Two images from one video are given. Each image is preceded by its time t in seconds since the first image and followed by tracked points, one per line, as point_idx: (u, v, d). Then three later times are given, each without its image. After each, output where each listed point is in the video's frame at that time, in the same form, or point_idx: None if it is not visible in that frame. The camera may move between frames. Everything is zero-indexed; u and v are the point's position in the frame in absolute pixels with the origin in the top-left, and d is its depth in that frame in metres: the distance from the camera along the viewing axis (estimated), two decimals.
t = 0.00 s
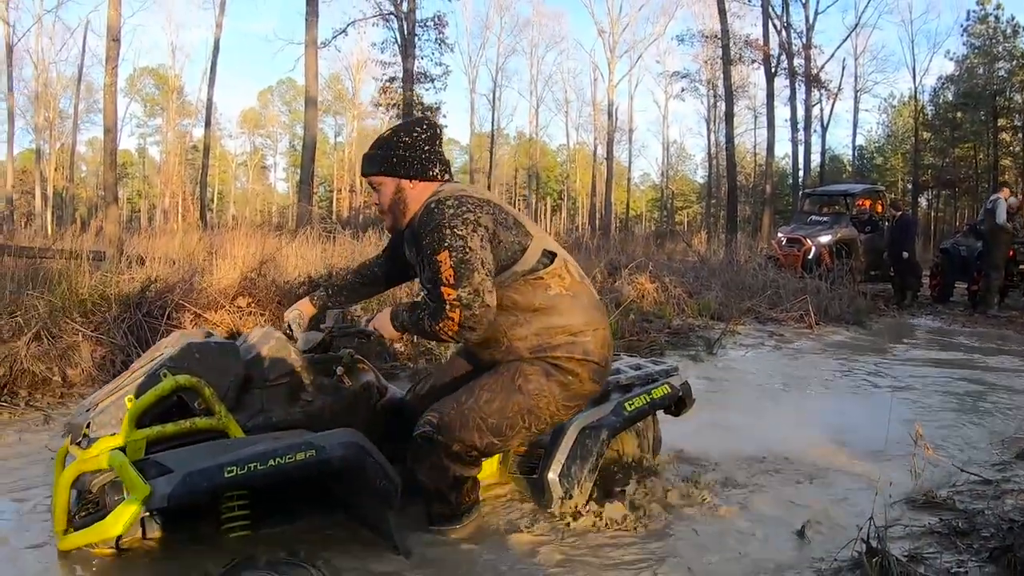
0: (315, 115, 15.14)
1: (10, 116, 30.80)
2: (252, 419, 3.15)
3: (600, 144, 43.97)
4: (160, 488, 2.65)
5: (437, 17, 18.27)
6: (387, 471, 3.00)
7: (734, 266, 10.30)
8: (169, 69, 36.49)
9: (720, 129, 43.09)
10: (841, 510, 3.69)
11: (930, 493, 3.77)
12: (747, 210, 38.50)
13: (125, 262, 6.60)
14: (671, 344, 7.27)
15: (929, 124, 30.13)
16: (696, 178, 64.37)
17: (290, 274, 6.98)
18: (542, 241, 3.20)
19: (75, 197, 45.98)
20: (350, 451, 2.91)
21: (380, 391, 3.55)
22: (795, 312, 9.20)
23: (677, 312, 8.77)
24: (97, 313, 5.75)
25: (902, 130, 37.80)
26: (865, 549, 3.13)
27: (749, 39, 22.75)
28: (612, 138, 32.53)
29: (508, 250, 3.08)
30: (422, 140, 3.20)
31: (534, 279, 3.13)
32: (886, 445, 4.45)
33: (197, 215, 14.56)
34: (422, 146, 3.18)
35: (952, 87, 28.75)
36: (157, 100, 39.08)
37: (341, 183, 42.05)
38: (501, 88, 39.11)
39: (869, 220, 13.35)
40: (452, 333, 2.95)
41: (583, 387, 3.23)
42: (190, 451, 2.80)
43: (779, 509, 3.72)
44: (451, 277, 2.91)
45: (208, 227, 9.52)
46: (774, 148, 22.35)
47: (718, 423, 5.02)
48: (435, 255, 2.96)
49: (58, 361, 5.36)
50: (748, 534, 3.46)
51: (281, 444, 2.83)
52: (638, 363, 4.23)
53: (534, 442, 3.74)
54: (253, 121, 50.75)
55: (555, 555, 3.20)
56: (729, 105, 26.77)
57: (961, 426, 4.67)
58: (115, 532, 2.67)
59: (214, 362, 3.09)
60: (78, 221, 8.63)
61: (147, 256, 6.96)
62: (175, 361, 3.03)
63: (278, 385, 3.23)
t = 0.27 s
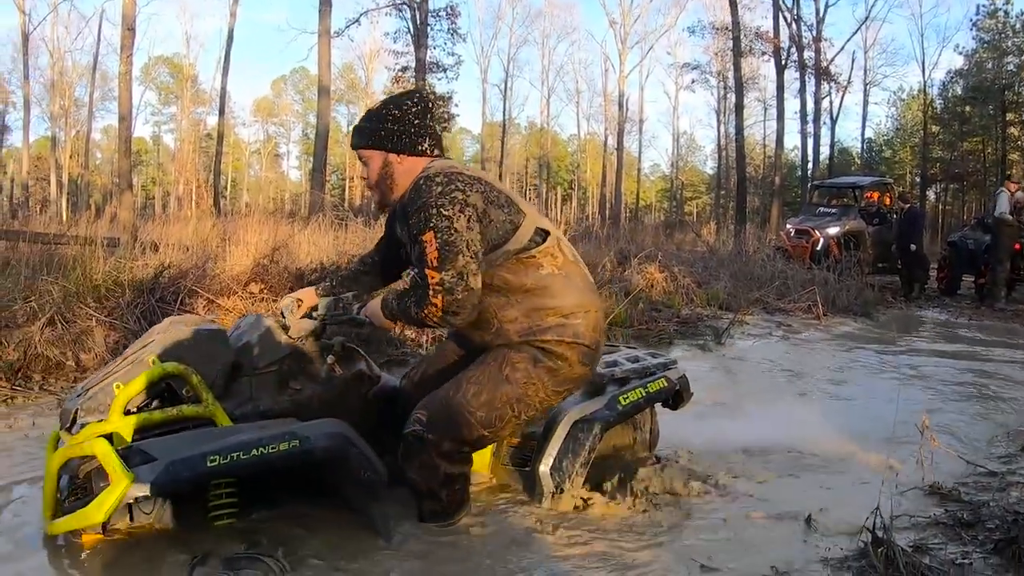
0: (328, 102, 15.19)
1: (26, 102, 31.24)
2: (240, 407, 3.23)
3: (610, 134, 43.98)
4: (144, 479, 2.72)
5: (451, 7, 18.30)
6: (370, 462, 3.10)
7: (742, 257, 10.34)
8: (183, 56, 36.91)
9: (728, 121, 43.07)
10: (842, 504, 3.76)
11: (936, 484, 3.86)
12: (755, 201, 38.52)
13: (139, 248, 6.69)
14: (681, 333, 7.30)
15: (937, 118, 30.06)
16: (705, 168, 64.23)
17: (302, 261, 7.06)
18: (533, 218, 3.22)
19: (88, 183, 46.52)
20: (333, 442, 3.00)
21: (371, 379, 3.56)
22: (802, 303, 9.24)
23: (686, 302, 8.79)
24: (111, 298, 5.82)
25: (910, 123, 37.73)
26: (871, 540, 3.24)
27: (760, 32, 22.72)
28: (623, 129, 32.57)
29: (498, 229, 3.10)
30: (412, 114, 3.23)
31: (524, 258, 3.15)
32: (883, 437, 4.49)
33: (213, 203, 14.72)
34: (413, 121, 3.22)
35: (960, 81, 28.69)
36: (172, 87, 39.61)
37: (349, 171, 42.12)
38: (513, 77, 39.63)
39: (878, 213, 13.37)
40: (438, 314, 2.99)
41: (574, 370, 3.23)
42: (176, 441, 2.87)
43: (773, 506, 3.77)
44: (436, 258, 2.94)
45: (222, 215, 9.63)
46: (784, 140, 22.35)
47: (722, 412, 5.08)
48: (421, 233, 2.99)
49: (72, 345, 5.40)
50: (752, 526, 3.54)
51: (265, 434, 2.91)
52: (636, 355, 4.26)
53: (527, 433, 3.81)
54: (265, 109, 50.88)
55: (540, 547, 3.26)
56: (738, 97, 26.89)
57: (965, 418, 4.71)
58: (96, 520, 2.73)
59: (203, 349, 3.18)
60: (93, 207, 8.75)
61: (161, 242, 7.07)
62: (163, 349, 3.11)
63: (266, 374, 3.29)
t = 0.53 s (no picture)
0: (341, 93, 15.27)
1: (42, 92, 31.70)
2: (228, 400, 3.42)
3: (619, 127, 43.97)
4: (125, 472, 2.95)
5: None
6: (356, 456, 3.24)
7: (749, 250, 10.40)
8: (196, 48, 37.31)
9: (738, 115, 43.04)
10: (841, 495, 3.83)
11: (940, 477, 3.91)
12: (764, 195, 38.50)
13: (152, 237, 6.81)
14: (689, 325, 7.36)
15: (945, 114, 29.99)
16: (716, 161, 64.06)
17: (314, 250, 7.29)
18: (508, 161, 3.02)
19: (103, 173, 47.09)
20: (318, 437, 3.13)
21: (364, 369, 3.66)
22: (809, 296, 9.29)
23: (694, 294, 8.84)
24: (124, 287, 5.93)
25: (919, 119, 37.61)
26: (876, 534, 3.30)
27: (769, 26, 22.69)
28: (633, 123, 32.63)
29: (463, 173, 2.95)
30: (388, 47, 3.10)
31: (491, 206, 2.98)
32: (877, 429, 4.56)
33: (229, 193, 14.90)
34: (389, 53, 3.09)
35: (968, 77, 28.62)
36: (187, 78, 40.10)
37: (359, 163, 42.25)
38: (524, 70, 39.93)
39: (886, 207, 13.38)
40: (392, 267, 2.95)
41: (540, 336, 3.05)
42: (160, 434, 3.08)
43: (763, 499, 3.85)
44: (388, 208, 2.91)
45: (235, 205, 9.78)
46: (794, 134, 22.33)
47: (725, 402, 5.18)
48: (380, 180, 2.94)
49: (85, 333, 5.47)
50: (751, 521, 3.61)
51: (252, 428, 3.07)
52: (632, 349, 4.33)
53: (520, 428, 3.90)
54: (278, 99, 51.03)
55: (530, 541, 3.37)
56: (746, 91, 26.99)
57: (966, 411, 4.77)
58: (81, 513, 3.00)
59: (188, 345, 3.38)
60: (109, 196, 8.92)
61: (175, 231, 7.24)
62: (152, 341, 3.31)
63: (256, 366, 3.49)
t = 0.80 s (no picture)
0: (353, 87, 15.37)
1: (58, 85, 32.06)
2: (231, 392, 3.51)
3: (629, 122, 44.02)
4: (127, 466, 3.01)
5: None
6: (357, 451, 3.35)
7: (758, 246, 10.44)
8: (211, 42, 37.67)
9: (748, 112, 43.00)
10: (843, 488, 3.89)
11: (948, 472, 3.94)
12: (773, 191, 38.51)
13: (167, 229, 6.92)
14: (697, 319, 7.41)
15: (953, 112, 29.96)
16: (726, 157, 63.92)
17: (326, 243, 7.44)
18: (479, 122, 3.06)
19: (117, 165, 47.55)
20: (319, 433, 3.23)
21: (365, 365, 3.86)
22: (817, 291, 9.33)
23: (703, 288, 8.87)
24: (140, 278, 6.01)
25: (929, 117, 37.52)
26: (884, 527, 3.34)
27: (780, 23, 22.66)
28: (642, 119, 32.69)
29: (435, 138, 3.00)
30: (366, 22, 3.15)
31: (465, 170, 3.01)
32: (878, 424, 4.60)
33: (243, 184, 15.03)
34: (369, 29, 3.13)
35: (977, 75, 28.57)
36: (201, 72, 40.54)
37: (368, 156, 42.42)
38: (535, 65, 40.07)
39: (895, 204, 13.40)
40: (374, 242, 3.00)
41: (525, 301, 3.05)
42: (162, 426, 3.15)
43: (762, 492, 3.90)
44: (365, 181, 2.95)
45: (250, 197, 9.90)
46: (804, 131, 22.34)
47: (732, 394, 5.24)
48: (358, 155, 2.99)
49: (100, 323, 5.54)
50: (754, 515, 3.67)
51: (252, 423, 3.16)
52: (638, 344, 4.36)
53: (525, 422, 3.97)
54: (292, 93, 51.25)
55: (534, 535, 3.45)
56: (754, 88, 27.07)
57: (971, 406, 4.81)
58: (83, 505, 3.06)
59: (192, 338, 3.46)
60: (125, 188, 9.05)
61: (189, 222, 7.36)
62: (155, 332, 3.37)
63: (259, 358, 3.59)
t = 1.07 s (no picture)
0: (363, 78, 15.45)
1: (71, 78, 32.30)
2: (238, 383, 3.55)
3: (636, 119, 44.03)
4: (135, 457, 3.12)
5: None
6: (362, 444, 3.44)
7: (765, 240, 10.46)
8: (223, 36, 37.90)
9: (755, 108, 42.98)
10: (847, 482, 3.91)
11: (952, 467, 3.96)
12: (780, 187, 38.53)
13: (179, 220, 6.98)
14: (704, 312, 7.45)
15: (959, 110, 29.97)
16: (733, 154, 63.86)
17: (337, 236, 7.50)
18: (459, 125, 3.09)
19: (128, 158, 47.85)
20: (324, 426, 3.32)
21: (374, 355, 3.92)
22: (823, 286, 9.37)
23: (710, 282, 8.89)
24: (152, 268, 6.08)
25: (935, 115, 37.48)
26: (888, 521, 3.36)
27: (788, 19, 22.60)
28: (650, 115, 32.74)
29: (418, 143, 3.06)
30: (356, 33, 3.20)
31: (445, 170, 3.03)
32: (881, 419, 4.63)
33: (254, 174, 15.14)
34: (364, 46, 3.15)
35: (983, 73, 28.55)
36: (214, 66, 40.86)
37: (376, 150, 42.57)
38: (544, 60, 40.16)
39: (901, 200, 13.41)
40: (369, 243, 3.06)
41: (501, 293, 3.01)
42: (170, 418, 3.25)
43: (767, 484, 3.94)
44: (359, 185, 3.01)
45: (261, 189, 9.97)
46: (811, 127, 22.35)
47: (738, 387, 5.28)
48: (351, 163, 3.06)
49: (113, 312, 5.61)
50: (759, 508, 3.70)
51: (259, 416, 3.25)
52: (646, 338, 4.39)
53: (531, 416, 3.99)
54: (304, 87, 51.43)
55: (540, 526, 3.49)
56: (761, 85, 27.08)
57: (975, 401, 4.83)
58: (89, 497, 3.11)
59: (200, 330, 3.47)
60: (138, 178, 9.13)
61: (201, 214, 7.44)
62: (162, 323, 3.40)
63: (267, 350, 3.63)
